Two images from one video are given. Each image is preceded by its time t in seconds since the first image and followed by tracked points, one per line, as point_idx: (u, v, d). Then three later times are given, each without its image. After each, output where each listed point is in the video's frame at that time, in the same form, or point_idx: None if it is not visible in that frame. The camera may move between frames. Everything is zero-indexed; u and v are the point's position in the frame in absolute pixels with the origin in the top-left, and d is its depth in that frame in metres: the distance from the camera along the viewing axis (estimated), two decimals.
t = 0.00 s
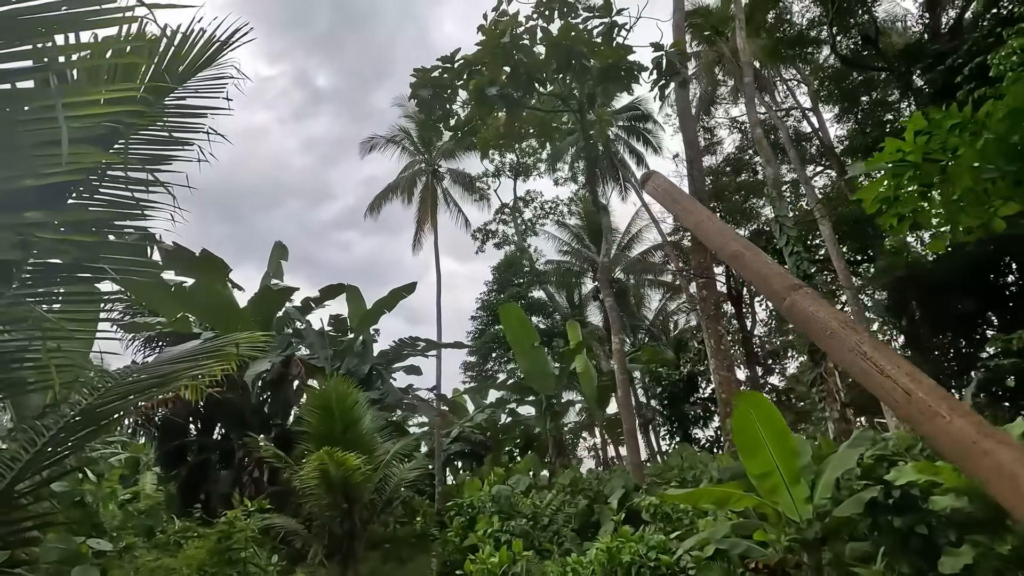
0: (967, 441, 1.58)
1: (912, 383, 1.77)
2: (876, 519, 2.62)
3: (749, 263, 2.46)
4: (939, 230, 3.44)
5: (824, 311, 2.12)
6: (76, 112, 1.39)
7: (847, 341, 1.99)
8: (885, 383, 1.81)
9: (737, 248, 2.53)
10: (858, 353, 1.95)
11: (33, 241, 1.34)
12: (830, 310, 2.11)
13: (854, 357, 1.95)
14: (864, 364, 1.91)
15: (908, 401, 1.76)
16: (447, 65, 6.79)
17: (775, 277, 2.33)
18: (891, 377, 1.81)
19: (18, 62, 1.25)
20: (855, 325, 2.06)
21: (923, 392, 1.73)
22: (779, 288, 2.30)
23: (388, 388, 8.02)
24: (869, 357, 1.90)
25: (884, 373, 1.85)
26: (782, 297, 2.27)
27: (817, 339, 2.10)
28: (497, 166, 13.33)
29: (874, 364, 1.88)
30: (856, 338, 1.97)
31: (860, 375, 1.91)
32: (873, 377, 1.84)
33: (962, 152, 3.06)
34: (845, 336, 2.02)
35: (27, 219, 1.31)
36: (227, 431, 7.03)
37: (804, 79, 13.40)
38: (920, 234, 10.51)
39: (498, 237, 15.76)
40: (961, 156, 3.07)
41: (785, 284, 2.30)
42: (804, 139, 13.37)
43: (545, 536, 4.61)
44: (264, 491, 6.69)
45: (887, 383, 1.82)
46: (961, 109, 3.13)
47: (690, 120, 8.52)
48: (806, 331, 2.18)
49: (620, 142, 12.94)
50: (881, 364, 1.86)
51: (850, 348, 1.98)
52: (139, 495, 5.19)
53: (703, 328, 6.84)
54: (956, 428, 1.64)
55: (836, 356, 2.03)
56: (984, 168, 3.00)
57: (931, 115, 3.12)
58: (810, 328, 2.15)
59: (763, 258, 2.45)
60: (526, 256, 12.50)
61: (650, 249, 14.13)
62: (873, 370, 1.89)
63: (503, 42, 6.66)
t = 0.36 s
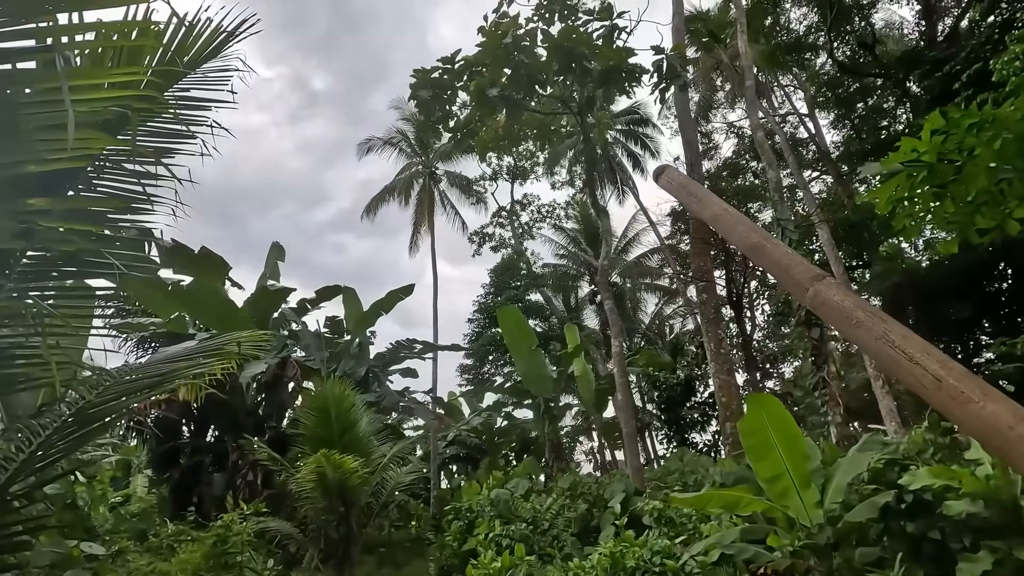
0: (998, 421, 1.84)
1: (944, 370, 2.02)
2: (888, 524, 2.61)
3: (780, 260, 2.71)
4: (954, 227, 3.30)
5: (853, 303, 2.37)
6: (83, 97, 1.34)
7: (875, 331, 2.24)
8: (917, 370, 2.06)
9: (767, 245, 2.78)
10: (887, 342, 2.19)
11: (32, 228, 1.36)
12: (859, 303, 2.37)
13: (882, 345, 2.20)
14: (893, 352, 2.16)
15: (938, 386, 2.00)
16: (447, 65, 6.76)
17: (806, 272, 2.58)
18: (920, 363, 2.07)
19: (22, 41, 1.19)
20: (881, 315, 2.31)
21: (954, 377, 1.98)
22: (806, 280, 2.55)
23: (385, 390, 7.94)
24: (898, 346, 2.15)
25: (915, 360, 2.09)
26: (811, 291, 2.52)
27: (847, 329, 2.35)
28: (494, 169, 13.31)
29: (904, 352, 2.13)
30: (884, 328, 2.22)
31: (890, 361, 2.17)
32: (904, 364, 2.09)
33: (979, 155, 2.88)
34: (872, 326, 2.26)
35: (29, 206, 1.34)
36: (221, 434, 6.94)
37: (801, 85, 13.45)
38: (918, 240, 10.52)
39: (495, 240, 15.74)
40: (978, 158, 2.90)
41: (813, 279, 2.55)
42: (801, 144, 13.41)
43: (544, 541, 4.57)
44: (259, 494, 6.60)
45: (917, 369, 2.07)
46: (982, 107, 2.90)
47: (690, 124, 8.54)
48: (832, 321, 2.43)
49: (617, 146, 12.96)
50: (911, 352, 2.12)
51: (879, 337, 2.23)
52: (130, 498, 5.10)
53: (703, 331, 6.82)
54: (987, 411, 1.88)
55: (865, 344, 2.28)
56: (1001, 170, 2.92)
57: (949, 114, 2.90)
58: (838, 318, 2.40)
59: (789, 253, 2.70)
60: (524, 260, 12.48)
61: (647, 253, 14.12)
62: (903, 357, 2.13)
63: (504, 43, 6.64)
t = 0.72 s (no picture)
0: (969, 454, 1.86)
1: (915, 404, 2.01)
2: (899, 525, 2.55)
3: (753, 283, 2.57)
4: (971, 220, 3.28)
5: (831, 333, 2.30)
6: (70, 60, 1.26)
7: (850, 359, 2.19)
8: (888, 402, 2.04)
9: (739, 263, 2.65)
10: (862, 373, 2.14)
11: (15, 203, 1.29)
12: (835, 332, 2.29)
13: (856, 377, 2.15)
14: (867, 383, 2.12)
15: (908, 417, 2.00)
16: (447, 62, 6.71)
17: (783, 297, 2.47)
18: (893, 395, 2.05)
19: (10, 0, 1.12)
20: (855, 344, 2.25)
21: (925, 413, 1.98)
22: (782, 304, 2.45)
23: (381, 390, 7.85)
24: (871, 377, 2.11)
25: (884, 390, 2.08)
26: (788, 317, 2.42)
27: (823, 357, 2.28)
28: (492, 169, 13.27)
29: (879, 384, 2.10)
30: (861, 360, 2.17)
31: (865, 395, 2.12)
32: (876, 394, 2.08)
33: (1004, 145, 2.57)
34: (849, 355, 2.20)
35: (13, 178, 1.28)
36: (215, 432, 6.86)
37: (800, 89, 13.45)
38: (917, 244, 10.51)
39: (493, 241, 15.68)
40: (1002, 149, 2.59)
41: (788, 305, 2.45)
42: (800, 147, 13.41)
43: (542, 542, 4.51)
44: (253, 493, 6.52)
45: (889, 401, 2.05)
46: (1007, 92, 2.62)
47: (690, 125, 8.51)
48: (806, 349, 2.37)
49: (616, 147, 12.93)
50: (884, 384, 2.08)
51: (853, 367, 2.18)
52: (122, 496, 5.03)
53: (703, 332, 6.78)
54: (958, 445, 1.89)
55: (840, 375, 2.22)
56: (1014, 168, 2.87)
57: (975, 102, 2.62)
58: (814, 347, 2.33)
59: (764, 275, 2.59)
60: (522, 260, 12.42)
61: (645, 255, 14.08)
62: (875, 388, 2.10)
63: (505, 40, 6.60)
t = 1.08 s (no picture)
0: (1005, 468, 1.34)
1: (937, 407, 1.50)
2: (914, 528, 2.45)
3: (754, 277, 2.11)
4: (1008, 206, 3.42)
5: (846, 333, 1.81)
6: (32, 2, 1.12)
7: (864, 360, 1.70)
8: (905, 406, 1.55)
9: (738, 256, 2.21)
10: (875, 375, 1.66)
11: None
12: (849, 329, 1.81)
13: (871, 380, 1.66)
14: (883, 387, 1.63)
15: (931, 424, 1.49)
16: (445, 56, 6.62)
17: (786, 289, 2.00)
18: (911, 398, 1.55)
19: None
20: (871, 343, 1.75)
21: (953, 418, 1.47)
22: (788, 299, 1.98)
23: (375, 388, 7.72)
24: (887, 379, 1.62)
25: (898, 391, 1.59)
26: (794, 314, 1.94)
27: (835, 360, 1.79)
28: (488, 168, 13.16)
29: (898, 386, 1.60)
30: (877, 360, 1.67)
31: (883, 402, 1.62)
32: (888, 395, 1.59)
33: None
34: (864, 357, 1.71)
35: None
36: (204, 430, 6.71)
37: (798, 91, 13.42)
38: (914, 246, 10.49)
39: (488, 240, 15.57)
40: None
41: (794, 299, 1.98)
42: (797, 149, 13.36)
43: (539, 544, 4.40)
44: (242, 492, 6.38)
45: (907, 404, 1.55)
46: None
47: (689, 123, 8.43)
48: (819, 353, 1.87)
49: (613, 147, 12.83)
50: (901, 386, 1.59)
51: (866, 368, 1.69)
52: (107, 494, 4.89)
53: (702, 332, 6.69)
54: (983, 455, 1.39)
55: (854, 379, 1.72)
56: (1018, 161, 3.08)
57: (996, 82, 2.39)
58: (827, 349, 1.84)
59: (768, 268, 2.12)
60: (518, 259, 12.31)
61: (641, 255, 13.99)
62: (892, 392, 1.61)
63: (504, 33, 6.51)
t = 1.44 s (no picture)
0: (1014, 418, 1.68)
1: (953, 367, 1.84)
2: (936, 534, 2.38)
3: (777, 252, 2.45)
4: None
5: (859, 299, 2.14)
6: None
7: (881, 326, 2.03)
8: (927, 367, 1.87)
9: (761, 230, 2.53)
10: (892, 338, 1.99)
11: None
12: (863, 296, 2.14)
13: (889, 341, 1.99)
14: (902, 349, 1.95)
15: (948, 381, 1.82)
16: (444, 51, 6.54)
17: (802, 262, 2.34)
18: (928, 359, 1.87)
19: None
20: (884, 309, 2.08)
21: (966, 375, 1.80)
22: (808, 271, 2.31)
23: (369, 387, 7.60)
24: (903, 342, 1.95)
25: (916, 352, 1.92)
26: (812, 284, 2.27)
27: (850, 322, 2.12)
28: (484, 167, 13.10)
29: (914, 347, 1.92)
30: (893, 324, 2.00)
31: (900, 361, 1.95)
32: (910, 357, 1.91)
33: None
34: (881, 321, 2.04)
35: None
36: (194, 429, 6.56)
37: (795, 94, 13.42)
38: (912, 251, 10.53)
39: (484, 240, 15.50)
40: None
41: (812, 271, 2.31)
42: (793, 152, 13.38)
43: (537, 545, 4.31)
44: (232, 493, 6.27)
45: (926, 364, 1.88)
46: None
47: (688, 123, 8.40)
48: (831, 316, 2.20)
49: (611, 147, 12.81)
50: (916, 348, 1.92)
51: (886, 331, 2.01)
52: (94, 494, 4.75)
53: (702, 331, 6.65)
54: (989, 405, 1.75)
55: (871, 340, 2.05)
56: None
57: None
58: (839, 312, 2.16)
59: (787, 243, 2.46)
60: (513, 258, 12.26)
61: (637, 257, 13.99)
62: (908, 354, 1.94)
63: (505, 28, 6.43)
